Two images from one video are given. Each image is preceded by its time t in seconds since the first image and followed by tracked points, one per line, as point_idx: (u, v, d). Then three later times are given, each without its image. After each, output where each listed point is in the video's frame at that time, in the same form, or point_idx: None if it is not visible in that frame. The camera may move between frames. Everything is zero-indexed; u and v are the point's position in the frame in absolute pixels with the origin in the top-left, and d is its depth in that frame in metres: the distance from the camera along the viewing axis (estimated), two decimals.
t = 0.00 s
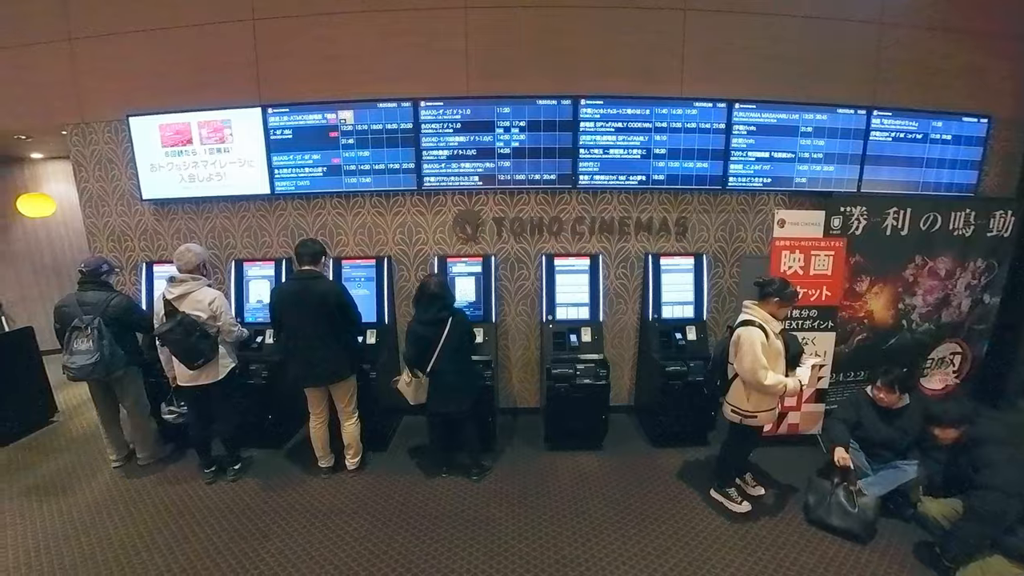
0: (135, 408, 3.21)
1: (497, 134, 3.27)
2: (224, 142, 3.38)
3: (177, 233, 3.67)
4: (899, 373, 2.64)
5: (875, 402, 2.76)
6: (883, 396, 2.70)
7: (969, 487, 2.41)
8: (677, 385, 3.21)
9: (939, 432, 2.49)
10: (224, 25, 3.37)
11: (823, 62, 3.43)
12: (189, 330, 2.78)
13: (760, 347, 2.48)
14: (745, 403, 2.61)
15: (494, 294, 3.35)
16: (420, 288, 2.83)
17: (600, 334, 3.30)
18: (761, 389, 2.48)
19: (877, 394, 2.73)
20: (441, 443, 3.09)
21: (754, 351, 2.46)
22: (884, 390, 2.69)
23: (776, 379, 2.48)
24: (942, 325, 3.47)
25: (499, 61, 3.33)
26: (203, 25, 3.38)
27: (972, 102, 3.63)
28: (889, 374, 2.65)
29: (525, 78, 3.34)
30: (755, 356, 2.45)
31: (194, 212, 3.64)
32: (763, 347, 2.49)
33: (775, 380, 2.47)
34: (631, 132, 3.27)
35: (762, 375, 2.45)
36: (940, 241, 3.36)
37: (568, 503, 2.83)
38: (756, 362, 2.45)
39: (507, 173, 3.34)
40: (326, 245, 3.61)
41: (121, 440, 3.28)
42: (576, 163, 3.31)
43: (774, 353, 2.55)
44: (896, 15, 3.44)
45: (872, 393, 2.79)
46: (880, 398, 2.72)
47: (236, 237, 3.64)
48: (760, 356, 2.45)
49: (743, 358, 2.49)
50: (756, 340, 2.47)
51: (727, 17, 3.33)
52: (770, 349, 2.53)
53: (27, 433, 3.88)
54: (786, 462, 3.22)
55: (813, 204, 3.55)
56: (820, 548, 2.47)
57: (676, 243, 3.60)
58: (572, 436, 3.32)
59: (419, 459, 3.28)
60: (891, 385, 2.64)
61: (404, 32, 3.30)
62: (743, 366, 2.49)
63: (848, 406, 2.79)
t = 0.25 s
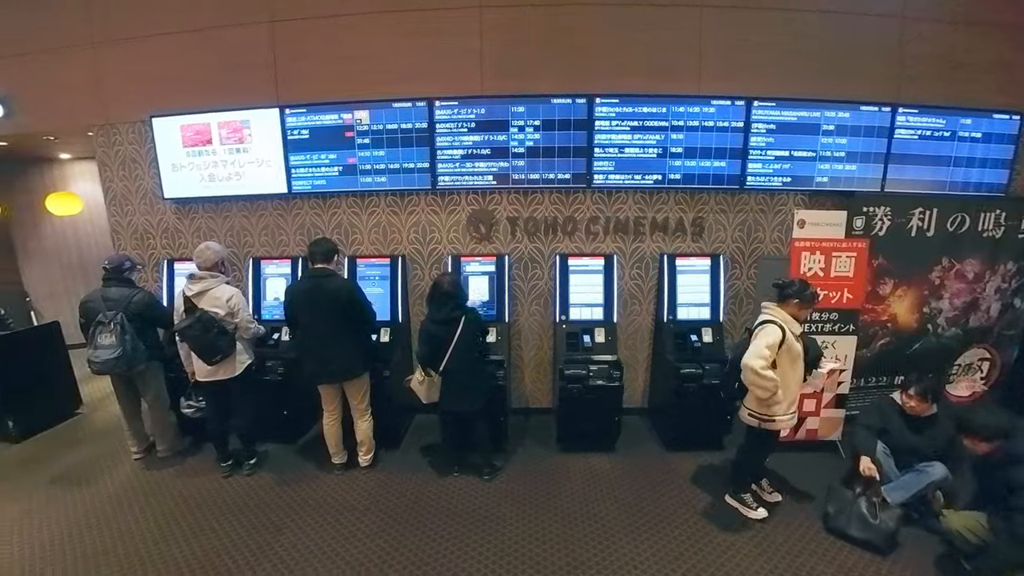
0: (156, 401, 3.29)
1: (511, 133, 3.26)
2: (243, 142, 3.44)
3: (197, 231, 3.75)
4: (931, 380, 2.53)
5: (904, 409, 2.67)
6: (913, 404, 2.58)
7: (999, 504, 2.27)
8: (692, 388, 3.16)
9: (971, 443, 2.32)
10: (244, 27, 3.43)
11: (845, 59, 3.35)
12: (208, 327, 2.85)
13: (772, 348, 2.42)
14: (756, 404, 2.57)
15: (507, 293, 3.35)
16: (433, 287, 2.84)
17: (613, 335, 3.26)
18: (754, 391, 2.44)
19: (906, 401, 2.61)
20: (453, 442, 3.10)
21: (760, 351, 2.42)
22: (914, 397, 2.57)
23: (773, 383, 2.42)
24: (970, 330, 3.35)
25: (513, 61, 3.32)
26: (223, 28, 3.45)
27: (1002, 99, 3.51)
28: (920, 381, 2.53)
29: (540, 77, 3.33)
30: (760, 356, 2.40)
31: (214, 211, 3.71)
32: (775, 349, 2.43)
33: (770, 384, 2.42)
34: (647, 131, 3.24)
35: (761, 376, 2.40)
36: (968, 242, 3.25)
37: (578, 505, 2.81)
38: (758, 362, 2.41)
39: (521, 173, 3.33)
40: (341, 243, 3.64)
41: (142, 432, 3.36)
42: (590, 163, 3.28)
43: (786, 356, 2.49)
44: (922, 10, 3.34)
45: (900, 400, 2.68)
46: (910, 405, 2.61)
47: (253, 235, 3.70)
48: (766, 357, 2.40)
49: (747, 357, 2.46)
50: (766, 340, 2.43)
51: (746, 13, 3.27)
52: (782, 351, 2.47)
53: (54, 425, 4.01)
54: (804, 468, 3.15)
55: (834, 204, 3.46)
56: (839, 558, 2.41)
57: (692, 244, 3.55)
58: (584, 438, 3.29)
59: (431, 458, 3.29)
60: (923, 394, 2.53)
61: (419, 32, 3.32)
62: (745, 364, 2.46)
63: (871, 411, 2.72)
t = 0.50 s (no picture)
0: (174, 396, 3.34)
1: (525, 132, 3.25)
2: (260, 142, 3.49)
3: (215, 229, 3.82)
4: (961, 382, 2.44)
5: (929, 411, 2.57)
6: (941, 405, 2.48)
7: None
8: (707, 391, 3.11)
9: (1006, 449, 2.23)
10: (262, 29, 3.48)
11: (867, 55, 3.27)
12: (225, 323, 2.88)
13: (786, 347, 2.37)
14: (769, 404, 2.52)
15: (521, 293, 3.33)
16: (447, 287, 2.85)
17: (628, 336, 3.22)
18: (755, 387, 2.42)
19: (933, 401, 2.52)
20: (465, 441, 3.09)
21: (770, 347, 2.38)
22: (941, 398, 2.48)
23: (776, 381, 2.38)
24: (998, 334, 3.24)
25: (528, 59, 3.31)
26: (242, 29, 3.50)
27: None
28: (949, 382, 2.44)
29: (554, 75, 3.31)
30: (768, 351, 2.37)
31: (231, 210, 3.77)
32: (791, 348, 2.37)
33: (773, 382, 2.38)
34: (662, 130, 3.19)
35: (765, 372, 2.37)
36: (993, 245, 3.19)
37: (591, 506, 2.78)
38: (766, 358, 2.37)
39: (535, 172, 3.31)
40: (356, 242, 3.67)
41: (160, 426, 3.43)
42: (605, 162, 3.25)
43: (804, 358, 2.43)
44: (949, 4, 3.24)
45: (926, 402, 2.59)
46: (937, 406, 2.52)
47: (270, 234, 3.75)
48: (774, 354, 2.36)
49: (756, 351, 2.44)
50: (780, 338, 2.39)
51: (766, 9, 3.21)
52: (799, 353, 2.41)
53: (77, 417, 4.11)
54: (822, 474, 3.08)
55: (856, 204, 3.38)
56: (858, 567, 2.34)
57: (709, 244, 3.50)
58: (596, 439, 3.26)
59: (443, 457, 3.29)
60: (952, 396, 2.43)
61: (433, 31, 3.32)
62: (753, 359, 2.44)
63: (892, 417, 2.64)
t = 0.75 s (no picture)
0: (196, 390, 3.43)
1: (541, 132, 3.24)
2: (280, 143, 3.55)
3: (237, 228, 3.91)
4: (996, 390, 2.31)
5: (959, 419, 2.46)
6: (973, 413, 2.36)
7: None
8: (725, 395, 3.06)
9: None
10: (283, 32, 3.54)
11: (895, 51, 3.17)
12: (245, 321, 2.93)
13: (803, 351, 2.31)
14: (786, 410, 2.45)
15: (536, 293, 3.32)
16: (463, 285, 2.85)
17: (644, 338, 3.19)
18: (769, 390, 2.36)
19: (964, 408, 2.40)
20: (478, 441, 3.09)
21: (787, 349, 2.33)
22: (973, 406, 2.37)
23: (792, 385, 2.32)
24: None
25: (544, 59, 3.30)
26: (264, 33, 3.57)
27: None
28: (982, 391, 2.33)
29: (571, 75, 3.29)
30: (785, 353, 2.31)
31: (252, 210, 3.85)
32: (810, 352, 2.32)
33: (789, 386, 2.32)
34: (681, 129, 3.15)
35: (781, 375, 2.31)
36: None
37: (605, 509, 2.75)
38: (783, 360, 2.32)
39: (551, 172, 3.30)
40: (373, 242, 3.71)
41: (183, 420, 3.52)
42: (622, 162, 3.22)
43: (823, 364, 2.37)
44: None
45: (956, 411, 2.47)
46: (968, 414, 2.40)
47: (289, 233, 3.82)
48: (791, 356, 2.30)
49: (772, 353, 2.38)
50: (799, 341, 2.33)
51: (789, 5, 3.14)
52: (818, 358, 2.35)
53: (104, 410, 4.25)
54: (844, 483, 3.00)
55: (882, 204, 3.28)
56: None
57: (728, 245, 3.44)
58: (611, 442, 3.23)
59: (456, 456, 3.29)
60: (986, 405, 2.32)
61: (450, 32, 3.34)
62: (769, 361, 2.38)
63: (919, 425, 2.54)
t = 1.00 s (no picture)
0: (214, 386, 3.48)
1: (557, 130, 3.20)
2: (297, 143, 3.58)
3: (255, 227, 3.95)
4: None
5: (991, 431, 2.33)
6: (1008, 424, 2.23)
7: None
8: (744, 400, 2.98)
9: None
10: (301, 32, 3.57)
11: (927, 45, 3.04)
12: (261, 319, 2.95)
13: (828, 359, 2.24)
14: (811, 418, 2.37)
15: (551, 294, 3.28)
16: (477, 285, 2.82)
17: (661, 340, 3.13)
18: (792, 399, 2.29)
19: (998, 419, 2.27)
20: (491, 443, 3.07)
21: (811, 357, 2.26)
22: (1007, 416, 2.23)
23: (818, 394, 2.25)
24: None
25: (561, 57, 3.25)
26: (283, 33, 3.60)
27: None
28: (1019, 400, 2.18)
29: (588, 73, 3.25)
30: (809, 361, 2.25)
31: (270, 209, 3.89)
32: (836, 360, 2.24)
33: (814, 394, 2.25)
34: (700, 127, 3.07)
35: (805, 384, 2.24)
36: None
37: (619, 514, 2.71)
38: (807, 368, 2.25)
39: (567, 171, 3.26)
40: (388, 241, 3.72)
41: (201, 416, 3.57)
42: (639, 161, 3.17)
43: (850, 371, 2.28)
44: None
45: (989, 422, 2.34)
46: (1002, 425, 2.26)
47: (306, 232, 3.85)
48: (815, 364, 2.23)
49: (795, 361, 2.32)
50: (823, 348, 2.25)
51: None
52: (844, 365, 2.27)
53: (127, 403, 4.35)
54: (870, 493, 2.90)
55: (911, 204, 3.15)
56: None
57: (748, 246, 3.36)
58: (626, 446, 3.18)
59: (469, 457, 3.28)
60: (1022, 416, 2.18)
61: (467, 30, 3.32)
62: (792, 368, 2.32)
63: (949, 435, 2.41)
